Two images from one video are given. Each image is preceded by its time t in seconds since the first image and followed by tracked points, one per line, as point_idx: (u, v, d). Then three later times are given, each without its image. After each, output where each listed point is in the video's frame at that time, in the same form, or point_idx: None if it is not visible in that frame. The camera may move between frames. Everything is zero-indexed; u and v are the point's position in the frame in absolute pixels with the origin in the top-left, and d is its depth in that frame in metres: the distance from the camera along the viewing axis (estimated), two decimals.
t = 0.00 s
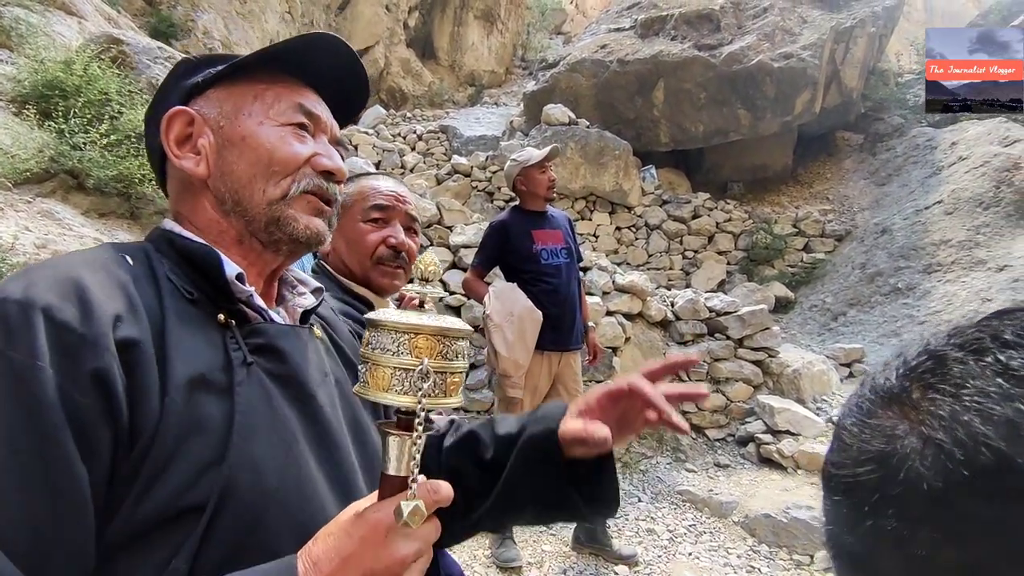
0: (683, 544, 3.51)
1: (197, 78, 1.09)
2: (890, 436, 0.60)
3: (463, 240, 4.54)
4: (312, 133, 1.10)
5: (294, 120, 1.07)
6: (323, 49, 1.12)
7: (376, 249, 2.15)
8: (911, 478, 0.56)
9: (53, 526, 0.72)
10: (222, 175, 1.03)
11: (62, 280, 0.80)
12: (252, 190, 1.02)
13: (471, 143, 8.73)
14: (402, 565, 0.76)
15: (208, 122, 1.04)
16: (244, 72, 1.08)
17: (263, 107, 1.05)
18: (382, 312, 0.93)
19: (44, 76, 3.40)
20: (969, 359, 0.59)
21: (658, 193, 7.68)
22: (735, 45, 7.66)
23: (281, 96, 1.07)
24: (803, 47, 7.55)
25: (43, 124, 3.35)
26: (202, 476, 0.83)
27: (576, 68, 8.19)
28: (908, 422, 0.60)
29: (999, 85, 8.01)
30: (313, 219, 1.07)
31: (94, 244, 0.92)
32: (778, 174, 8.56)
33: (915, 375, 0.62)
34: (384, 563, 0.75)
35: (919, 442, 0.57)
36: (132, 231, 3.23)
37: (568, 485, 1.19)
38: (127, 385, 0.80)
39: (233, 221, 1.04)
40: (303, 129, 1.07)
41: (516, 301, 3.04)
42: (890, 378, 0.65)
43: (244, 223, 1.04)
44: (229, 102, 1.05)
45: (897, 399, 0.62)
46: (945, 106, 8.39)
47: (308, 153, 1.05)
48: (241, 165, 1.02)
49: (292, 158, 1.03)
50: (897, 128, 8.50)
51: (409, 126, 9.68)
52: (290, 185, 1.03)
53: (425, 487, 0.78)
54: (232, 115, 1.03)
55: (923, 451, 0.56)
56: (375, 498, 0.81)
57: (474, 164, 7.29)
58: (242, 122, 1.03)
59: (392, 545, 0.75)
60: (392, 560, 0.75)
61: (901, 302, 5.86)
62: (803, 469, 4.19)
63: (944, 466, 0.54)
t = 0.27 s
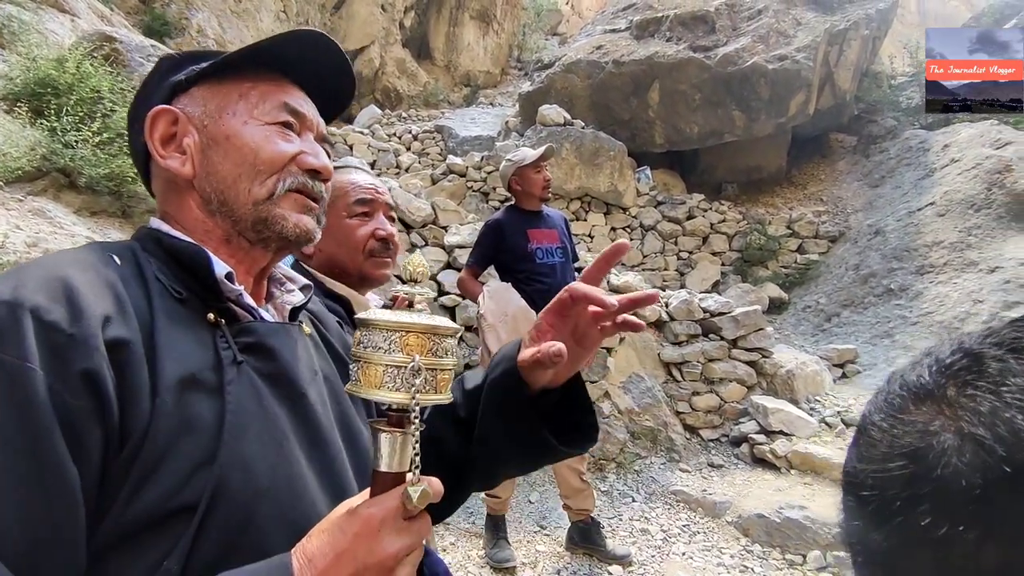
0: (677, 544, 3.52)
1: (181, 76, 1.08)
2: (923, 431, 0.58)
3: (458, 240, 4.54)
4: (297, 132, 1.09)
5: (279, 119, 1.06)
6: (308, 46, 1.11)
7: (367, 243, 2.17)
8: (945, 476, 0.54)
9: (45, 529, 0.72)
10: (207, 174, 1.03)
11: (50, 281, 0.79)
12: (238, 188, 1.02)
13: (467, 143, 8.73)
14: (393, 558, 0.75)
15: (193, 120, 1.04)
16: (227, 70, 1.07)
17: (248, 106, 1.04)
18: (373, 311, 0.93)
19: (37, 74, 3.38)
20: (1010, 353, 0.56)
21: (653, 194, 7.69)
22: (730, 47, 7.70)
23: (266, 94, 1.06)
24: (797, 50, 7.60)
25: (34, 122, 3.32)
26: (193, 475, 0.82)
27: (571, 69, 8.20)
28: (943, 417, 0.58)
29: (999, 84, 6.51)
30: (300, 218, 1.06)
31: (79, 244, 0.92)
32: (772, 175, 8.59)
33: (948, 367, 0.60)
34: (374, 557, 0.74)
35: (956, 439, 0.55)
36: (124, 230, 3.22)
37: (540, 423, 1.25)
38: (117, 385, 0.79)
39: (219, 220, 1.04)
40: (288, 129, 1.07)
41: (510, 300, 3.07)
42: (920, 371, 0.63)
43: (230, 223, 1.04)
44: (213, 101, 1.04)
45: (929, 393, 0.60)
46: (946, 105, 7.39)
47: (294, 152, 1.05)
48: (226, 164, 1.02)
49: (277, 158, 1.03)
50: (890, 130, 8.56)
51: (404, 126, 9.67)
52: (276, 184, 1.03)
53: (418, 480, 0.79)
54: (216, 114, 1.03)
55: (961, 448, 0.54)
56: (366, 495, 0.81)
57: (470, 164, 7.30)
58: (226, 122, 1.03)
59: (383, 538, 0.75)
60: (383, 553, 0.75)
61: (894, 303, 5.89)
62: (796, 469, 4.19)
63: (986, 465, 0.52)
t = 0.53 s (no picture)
0: (676, 546, 3.51)
1: (169, 79, 1.08)
2: (960, 434, 0.67)
3: (457, 242, 4.54)
4: (289, 135, 1.09)
5: (271, 124, 1.06)
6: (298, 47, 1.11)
7: (348, 240, 2.18)
8: (984, 477, 0.64)
9: (45, 543, 0.72)
10: (201, 180, 1.03)
11: (46, 293, 0.79)
12: (233, 194, 1.02)
13: (466, 145, 8.74)
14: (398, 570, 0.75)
15: (183, 125, 1.04)
16: (215, 74, 1.07)
17: (239, 111, 1.04)
18: (373, 326, 0.92)
19: (35, 77, 3.38)
20: None
21: (652, 195, 7.70)
22: (729, 48, 7.71)
23: (256, 99, 1.06)
24: (796, 51, 7.61)
25: (33, 126, 3.33)
26: (193, 487, 0.81)
27: (570, 71, 8.18)
28: (982, 421, 0.67)
29: (999, 84, 7.84)
30: (296, 222, 1.07)
31: (73, 254, 0.91)
32: (772, 176, 8.59)
33: (989, 378, 0.70)
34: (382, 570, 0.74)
35: (996, 443, 0.65)
36: (123, 233, 3.22)
37: (524, 433, 1.27)
38: (116, 398, 0.79)
39: (214, 228, 1.04)
40: (280, 132, 1.07)
41: (508, 303, 3.09)
42: (962, 379, 0.72)
43: (225, 229, 1.04)
44: (204, 106, 1.04)
45: (967, 401, 0.70)
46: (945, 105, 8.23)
47: (287, 156, 1.05)
48: (219, 171, 1.02)
49: (271, 162, 1.03)
50: (889, 131, 8.54)
51: (404, 128, 9.68)
52: (270, 189, 1.03)
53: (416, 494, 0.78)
54: (207, 120, 1.03)
55: (1001, 452, 0.64)
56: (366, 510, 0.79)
57: (469, 166, 7.30)
58: (218, 127, 1.03)
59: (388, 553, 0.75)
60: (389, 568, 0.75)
61: (893, 304, 5.90)
62: (796, 471, 4.17)
63: None
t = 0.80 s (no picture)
0: (705, 555, 3.47)
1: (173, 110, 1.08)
2: None
3: (480, 249, 4.55)
4: (267, 142, 1.00)
5: (244, 136, 0.99)
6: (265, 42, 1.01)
7: (357, 253, 2.18)
8: None
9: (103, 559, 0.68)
10: (193, 207, 1.00)
11: (100, 306, 0.76)
12: (213, 218, 0.97)
13: (486, 152, 8.78)
14: None
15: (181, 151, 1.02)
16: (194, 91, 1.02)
17: (211, 130, 0.99)
18: (419, 341, 0.96)
19: (72, 96, 3.48)
20: None
21: (675, 199, 7.64)
22: (750, 50, 7.65)
23: (225, 112, 0.99)
24: (820, 50, 7.51)
25: (70, 143, 3.42)
26: (243, 501, 0.79)
27: (590, 76, 8.16)
28: None
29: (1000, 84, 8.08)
30: (278, 238, 0.97)
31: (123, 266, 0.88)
32: (796, 177, 8.48)
33: None
34: None
35: None
36: (156, 246, 3.31)
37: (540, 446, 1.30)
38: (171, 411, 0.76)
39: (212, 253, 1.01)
40: (252, 144, 0.99)
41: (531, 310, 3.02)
42: None
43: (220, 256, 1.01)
44: (191, 128, 1.01)
45: None
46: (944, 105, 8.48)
47: (256, 171, 0.97)
48: (201, 198, 0.98)
49: (240, 182, 0.96)
50: (917, 129, 8.45)
51: (424, 136, 9.76)
52: (242, 208, 0.96)
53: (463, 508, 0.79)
54: (190, 147, 1.00)
55: None
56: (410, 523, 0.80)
57: (490, 173, 7.33)
58: (197, 153, 0.99)
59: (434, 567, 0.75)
60: None
61: (925, 307, 5.78)
62: (827, 478, 4.12)
63: None
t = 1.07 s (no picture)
0: (749, 567, 3.38)
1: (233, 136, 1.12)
2: None
3: (514, 259, 4.57)
4: (321, 168, 1.03)
5: (300, 165, 1.02)
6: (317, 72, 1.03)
7: (408, 267, 2.23)
8: None
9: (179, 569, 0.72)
10: (255, 234, 1.04)
11: (175, 329, 0.79)
12: (273, 245, 1.01)
13: (517, 161, 8.82)
14: None
15: (243, 180, 1.06)
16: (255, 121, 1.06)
17: (269, 159, 1.02)
18: (471, 356, 0.97)
19: (125, 119, 3.64)
20: None
21: (708, 204, 7.54)
22: (784, 51, 7.52)
23: (282, 141, 1.02)
24: (857, 49, 7.34)
25: (123, 164, 3.57)
26: (306, 515, 0.81)
27: (620, 84, 8.15)
28: None
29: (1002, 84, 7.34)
30: (335, 265, 1.01)
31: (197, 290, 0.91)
32: (834, 180, 8.29)
33: None
34: None
35: None
36: (201, 261, 3.43)
37: None
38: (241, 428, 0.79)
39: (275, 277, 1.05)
40: (308, 172, 1.02)
41: (568, 318, 3.03)
42: None
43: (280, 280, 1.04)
44: (252, 158, 1.05)
45: None
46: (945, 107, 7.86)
47: (313, 199, 1.00)
48: (262, 225, 1.02)
49: (298, 210, 0.99)
50: (963, 127, 8.30)
51: (455, 147, 9.86)
52: (300, 235, 0.99)
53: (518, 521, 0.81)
54: (250, 176, 1.04)
55: None
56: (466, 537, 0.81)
57: (521, 183, 7.36)
58: (256, 182, 1.03)
59: None
60: None
61: (977, 311, 5.60)
62: (876, 489, 3.96)
63: None
